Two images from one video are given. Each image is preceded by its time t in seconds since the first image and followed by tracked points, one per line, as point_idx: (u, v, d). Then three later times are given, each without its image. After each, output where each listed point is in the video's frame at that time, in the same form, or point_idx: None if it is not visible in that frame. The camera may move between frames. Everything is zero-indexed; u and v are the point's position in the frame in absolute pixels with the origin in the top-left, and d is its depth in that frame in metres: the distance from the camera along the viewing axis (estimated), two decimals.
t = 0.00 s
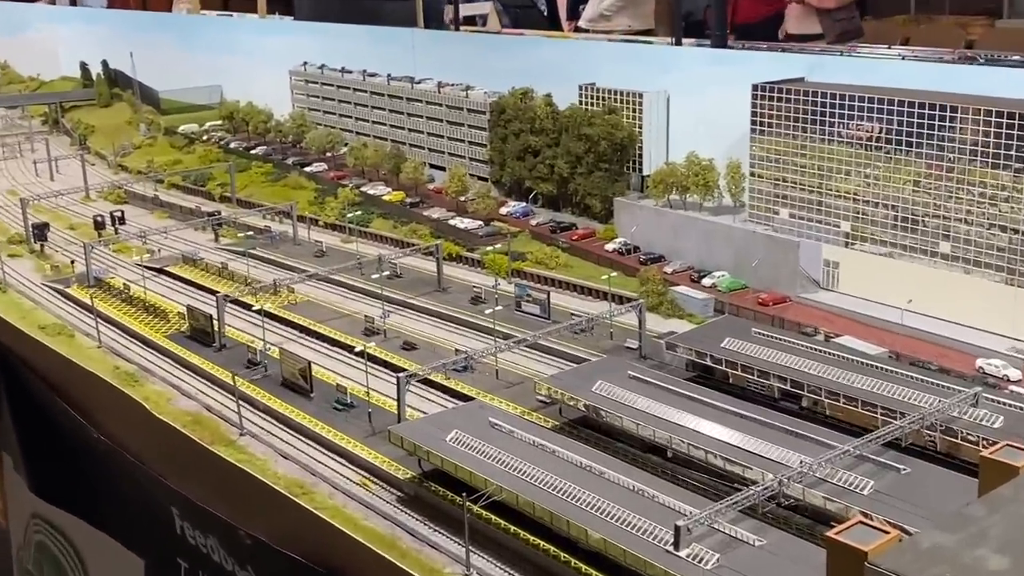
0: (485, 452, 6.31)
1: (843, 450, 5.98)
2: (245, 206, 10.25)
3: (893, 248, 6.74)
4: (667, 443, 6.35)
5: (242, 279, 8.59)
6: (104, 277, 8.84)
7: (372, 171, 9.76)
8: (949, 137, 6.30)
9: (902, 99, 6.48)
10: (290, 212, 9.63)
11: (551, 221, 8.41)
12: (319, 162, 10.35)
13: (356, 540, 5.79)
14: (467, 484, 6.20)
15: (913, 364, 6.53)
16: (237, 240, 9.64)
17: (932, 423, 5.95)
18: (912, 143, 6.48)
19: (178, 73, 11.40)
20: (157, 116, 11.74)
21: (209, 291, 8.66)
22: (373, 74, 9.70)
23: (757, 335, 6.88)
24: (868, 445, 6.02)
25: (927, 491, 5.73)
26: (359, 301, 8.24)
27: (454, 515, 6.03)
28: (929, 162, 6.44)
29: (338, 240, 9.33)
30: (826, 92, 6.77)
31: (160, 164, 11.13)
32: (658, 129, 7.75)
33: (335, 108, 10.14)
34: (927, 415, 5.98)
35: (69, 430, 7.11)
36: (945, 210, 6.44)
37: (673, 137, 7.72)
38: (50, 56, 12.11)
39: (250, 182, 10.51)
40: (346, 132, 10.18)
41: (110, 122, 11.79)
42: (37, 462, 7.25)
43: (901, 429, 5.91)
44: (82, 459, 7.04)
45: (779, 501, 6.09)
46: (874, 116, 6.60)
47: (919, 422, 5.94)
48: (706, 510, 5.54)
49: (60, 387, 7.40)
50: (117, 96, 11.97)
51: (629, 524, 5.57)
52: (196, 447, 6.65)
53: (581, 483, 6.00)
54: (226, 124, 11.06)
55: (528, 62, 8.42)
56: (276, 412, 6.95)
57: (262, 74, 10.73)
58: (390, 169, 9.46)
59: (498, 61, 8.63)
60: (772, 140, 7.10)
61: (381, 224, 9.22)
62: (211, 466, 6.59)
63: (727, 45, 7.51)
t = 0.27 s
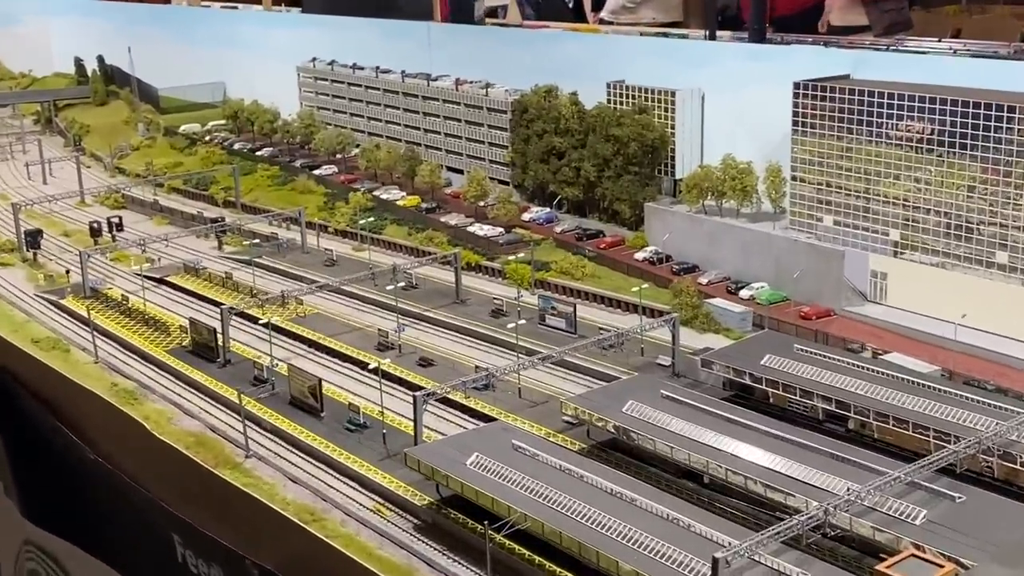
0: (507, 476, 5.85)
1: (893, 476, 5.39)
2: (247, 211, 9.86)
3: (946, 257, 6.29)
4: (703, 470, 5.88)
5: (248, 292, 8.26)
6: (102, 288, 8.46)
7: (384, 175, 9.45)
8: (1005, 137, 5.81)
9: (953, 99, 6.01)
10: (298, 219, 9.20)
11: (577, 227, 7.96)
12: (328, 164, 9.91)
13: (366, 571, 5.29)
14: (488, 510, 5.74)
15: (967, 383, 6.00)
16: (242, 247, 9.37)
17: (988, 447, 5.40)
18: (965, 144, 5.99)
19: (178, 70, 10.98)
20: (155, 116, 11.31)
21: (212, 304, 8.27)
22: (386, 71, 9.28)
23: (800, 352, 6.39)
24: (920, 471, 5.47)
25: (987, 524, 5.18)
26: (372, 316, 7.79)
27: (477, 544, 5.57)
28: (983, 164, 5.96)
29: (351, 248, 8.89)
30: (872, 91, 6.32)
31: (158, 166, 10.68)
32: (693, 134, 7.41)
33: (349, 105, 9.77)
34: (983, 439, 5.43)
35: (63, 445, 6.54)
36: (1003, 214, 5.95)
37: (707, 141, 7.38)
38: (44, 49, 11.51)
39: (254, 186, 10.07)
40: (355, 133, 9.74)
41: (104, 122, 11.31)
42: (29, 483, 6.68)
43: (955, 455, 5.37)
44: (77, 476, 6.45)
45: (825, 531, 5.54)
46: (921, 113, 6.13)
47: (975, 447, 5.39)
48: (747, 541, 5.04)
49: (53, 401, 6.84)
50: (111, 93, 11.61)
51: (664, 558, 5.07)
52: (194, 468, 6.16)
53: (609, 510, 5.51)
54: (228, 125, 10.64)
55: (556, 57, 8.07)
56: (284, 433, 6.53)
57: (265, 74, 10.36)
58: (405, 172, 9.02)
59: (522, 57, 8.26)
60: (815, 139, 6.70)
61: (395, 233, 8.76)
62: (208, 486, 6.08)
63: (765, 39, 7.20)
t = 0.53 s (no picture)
0: (529, 489, 5.81)
1: (918, 490, 5.38)
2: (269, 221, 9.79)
3: (971, 268, 6.14)
4: (727, 483, 5.85)
5: (268, 301, 8.29)
6: (123, 297, 8.54)
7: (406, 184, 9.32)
8: None
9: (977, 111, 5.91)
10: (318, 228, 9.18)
11: (598, 237, 7.89)
12: (349, 173, 9.91)
13: None
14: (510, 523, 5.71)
15: (992, 397, 5.96)
16: (263, 257, 9.32)
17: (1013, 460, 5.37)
18: (990, 152, 5.89)
19: (197, 80, 10.96)
20: (178, 125, 11.28)
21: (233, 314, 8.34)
22: (407, 79, 9.26)
23: (823, 364, 6.40)
24: (946, 486, 5.43)
25: (1016, 539, 5.12)
26: (393, 327, 7.77)
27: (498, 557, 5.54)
28: (1009, 172, 5.84)
29: (370, 257, 8.83)
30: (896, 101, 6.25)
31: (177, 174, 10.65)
32: (714, 145, 7.33)
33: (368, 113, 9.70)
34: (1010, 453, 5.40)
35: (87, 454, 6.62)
36: None
37: (730, 151, 7.29)
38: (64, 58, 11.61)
39: (275, 195, 10.01)
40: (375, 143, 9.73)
41: (126, 133, 11.26)
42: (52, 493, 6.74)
43: (982, 469, 5.37)
44: (103, 485, 6.56)
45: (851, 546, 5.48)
46: (947, 122, 6.05)
47: (1002, 461, 5.38)
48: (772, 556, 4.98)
49: (76, 411, 6.90)
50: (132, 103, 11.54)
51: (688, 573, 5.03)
52: (217, 477, 6.13)
53: (632, 523, 5.47)
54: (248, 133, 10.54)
55: (577, 66, 8.05)
56: (305, 444, 6.51)
57: (285, 83, 10.35)
58: (424, 181, 8.98)
59: (544, 66, 8.25)
60: (839, 149, 6.62)
61: (416, 243, 8.68)
62: (230, 496, 6.08)
63: (788, 48, 7.04)
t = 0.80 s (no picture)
0: (546, 500, 5.79)
1: (938, 502, 5.33)
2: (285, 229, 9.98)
3: (992, 278, 6.04)
4: (744, 495, 5.82)
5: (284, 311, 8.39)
6: (142, 306, 8.66)
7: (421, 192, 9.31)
8: None
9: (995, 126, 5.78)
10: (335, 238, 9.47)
11: (615, 246, 7.88)
12: (366, 182, 9.84)
13: None
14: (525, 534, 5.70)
15: (1012, 409, 5.96)
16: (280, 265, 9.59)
17: None
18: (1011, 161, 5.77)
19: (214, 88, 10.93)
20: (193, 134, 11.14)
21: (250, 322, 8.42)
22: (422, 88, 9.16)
23: (841, 375, 6.38)
24: (966, 498, 5.40)
25: None
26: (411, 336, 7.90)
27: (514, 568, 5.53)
28: None
29: (387, 266, 9.14)
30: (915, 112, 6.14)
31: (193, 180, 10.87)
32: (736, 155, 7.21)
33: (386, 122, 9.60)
34: None
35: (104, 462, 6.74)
36: None
37: (749, 160, 7.15)
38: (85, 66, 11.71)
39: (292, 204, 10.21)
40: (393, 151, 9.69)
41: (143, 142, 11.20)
42: (64, 501, 6.77)
43: (1003, 481, 5.34)
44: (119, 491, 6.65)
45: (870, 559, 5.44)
46: (966, 131, 5.92)
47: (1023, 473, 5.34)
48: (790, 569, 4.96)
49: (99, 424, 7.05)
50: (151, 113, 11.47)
51: None
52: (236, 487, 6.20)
53: (649, 535, 5.45)
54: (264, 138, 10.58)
55: (592, 73, 7.87)
56: (322, 453, 6.51)
57: (305, 91, 10.22)
58: (441, 190, 9.00)
59: (557, 74, 8.07)
60: (860, 158, 6.51)
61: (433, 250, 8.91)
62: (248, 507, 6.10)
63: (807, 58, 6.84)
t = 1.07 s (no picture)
0: (558, 509, 5.79)
1: (953, 514, 5.30)
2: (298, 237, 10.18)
3: (1005, 287, 5.99)
4: (757, 505, 5.81)
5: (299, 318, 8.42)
6: (156, 313, 8.72)
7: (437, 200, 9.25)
8: None
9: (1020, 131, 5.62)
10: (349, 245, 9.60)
11: (628, 254, 7.90)
12: (380, 189, 9.77)
13: None
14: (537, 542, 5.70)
15: None
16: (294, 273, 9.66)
17: None
18: None
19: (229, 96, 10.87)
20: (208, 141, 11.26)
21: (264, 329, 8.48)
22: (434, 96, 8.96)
23: (855, 385, 6.39)
24: (981, 509, 5.38)
25: None
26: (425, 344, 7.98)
27: None
28: None
29: (401, 274, 9.24)
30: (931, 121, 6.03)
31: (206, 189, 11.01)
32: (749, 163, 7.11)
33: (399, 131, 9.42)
34: None
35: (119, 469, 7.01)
36: None
37: (764, 169, 7.04)
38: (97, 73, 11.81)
39: (305, 210, 10.30)
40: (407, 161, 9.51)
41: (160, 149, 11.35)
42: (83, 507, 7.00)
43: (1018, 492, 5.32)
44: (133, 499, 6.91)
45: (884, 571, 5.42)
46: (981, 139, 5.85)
47: None
48: None
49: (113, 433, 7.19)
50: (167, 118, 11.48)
51: None
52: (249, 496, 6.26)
53: (662, 545, 5.43)
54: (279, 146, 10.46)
55: (605, 81, 7.69)
56: (334, 461, 6.53)
57: (318, 97, 10.03)
58: (455, 198, 9.01)
59: (572, 82, 7.88)
60: (872, 166, 6.44)
61: (446, 258, 8.95)
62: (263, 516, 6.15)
63: (821, 66, 6.77)
